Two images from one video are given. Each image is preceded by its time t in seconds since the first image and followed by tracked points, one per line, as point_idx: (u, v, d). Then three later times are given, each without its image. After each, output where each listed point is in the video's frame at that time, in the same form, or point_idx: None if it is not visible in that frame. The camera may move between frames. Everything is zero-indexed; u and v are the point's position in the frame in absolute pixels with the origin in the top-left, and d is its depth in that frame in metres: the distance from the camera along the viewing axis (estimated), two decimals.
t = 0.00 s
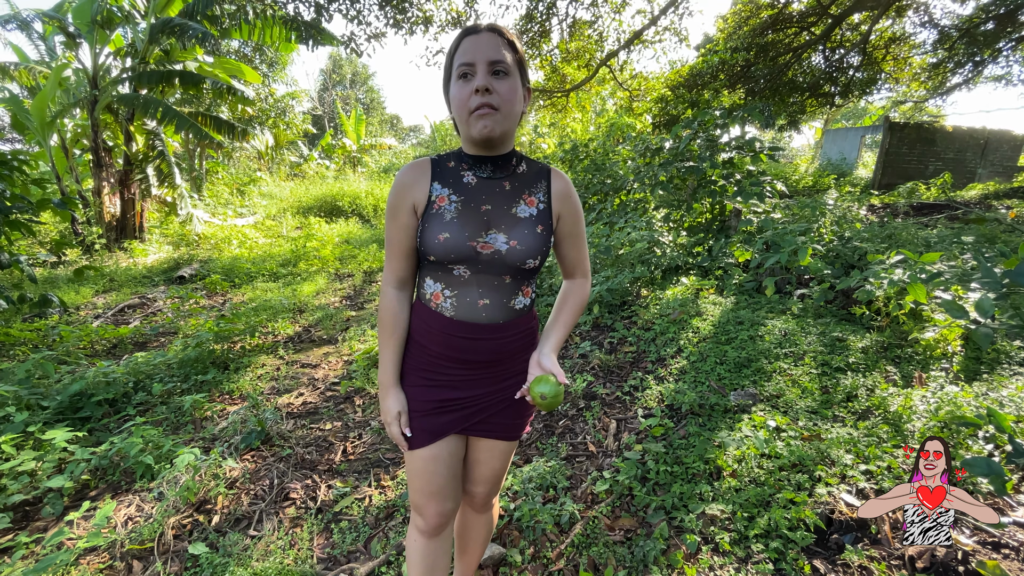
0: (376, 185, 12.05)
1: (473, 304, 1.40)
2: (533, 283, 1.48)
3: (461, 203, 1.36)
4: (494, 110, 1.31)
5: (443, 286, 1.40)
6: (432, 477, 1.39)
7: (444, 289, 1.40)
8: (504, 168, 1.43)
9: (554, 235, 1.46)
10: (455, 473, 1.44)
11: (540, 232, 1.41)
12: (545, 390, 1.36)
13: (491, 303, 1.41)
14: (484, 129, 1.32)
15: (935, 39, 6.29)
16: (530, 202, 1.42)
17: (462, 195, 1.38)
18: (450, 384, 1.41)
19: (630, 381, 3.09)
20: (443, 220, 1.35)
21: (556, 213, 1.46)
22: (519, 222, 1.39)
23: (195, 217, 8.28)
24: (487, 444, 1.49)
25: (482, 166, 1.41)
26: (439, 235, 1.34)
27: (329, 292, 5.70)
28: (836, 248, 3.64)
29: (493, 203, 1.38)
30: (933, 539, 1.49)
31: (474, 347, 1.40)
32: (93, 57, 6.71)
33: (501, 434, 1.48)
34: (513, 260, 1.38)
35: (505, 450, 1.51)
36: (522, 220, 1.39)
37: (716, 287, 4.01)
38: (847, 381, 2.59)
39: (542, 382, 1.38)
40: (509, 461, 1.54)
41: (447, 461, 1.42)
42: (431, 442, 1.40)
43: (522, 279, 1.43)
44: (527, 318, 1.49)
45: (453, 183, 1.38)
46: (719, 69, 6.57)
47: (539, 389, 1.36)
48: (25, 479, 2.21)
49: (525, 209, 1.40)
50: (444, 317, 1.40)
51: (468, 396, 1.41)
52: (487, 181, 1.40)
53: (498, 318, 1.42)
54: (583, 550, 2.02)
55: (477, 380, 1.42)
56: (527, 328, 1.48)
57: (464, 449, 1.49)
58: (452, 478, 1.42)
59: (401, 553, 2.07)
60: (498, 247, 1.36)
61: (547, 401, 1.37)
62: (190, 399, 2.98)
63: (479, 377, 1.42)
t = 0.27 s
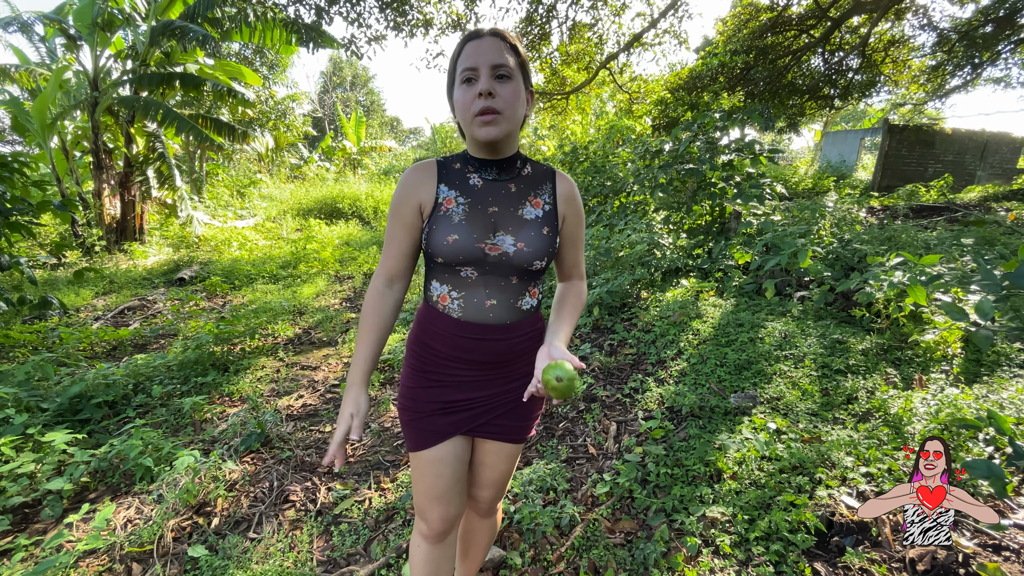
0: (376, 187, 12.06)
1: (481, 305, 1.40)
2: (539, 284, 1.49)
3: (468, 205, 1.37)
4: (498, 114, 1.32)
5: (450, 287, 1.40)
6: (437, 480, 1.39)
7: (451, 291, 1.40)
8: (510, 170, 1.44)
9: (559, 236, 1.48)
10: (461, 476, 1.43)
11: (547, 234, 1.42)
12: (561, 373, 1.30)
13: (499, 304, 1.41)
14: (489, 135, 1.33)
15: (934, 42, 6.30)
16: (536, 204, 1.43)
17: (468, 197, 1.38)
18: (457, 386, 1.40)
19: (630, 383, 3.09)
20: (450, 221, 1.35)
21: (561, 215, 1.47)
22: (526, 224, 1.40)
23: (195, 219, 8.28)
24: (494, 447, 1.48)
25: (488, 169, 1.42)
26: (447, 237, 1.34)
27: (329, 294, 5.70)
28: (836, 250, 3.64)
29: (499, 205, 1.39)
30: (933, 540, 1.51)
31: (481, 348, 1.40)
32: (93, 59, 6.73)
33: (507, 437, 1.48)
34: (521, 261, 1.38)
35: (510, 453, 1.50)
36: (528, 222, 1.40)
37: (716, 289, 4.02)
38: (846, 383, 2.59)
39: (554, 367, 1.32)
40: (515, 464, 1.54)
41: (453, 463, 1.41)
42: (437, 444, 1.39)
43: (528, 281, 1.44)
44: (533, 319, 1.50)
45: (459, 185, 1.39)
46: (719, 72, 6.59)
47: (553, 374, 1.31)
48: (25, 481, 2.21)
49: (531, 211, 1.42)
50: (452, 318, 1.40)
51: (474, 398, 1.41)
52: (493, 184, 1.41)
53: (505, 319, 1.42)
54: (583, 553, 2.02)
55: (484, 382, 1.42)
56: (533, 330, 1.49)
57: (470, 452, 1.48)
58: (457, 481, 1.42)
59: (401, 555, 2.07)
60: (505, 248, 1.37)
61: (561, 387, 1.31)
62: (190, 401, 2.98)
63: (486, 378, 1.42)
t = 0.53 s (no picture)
0: (376, 189, 12.08)
1: (485, 306, 1.40)
2: (543, 286, 1.50)
3: (473, 206, 1.37)
4: (508, 122, 1.34)
5: (454, 288, 1.40)
6: (439, 482, 1.38)
7: (455, 291, 1.40)
8: (514, 173, 1.45)
9: (562, 238, 1.48)
10: (463, 477, 1.43)
11: (551, 235, 1.43)
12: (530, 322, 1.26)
13: (502, 305, 1.41)
14: (502, 143, 1.35)
15: (933, 46, 6.32)
16: (540, 206, 1.43)
17: (473, 199, 1.38)
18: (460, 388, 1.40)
19: (630, 386, 3.09)
20: (456, 222, 1.35)
21: (564, 217, 1.48)
22: (530, 226, 1.41)
23: (195, 222, 8.29)
24: (495, 448, 1.49)
25: (492, 171, 1.43)
26: (452, 237, 1.35)
27: (328, 297, 5.70)
28: (835, 253, 3.65)
29: (504, 207, 1.40)
30: (933, 539, 1.52)
31: (484, 349, 1.40)
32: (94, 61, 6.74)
33: (508, 438, 1.48)
34: (525, 262, 1.39)
35: (511, 454, 1.51)
36: (532, 224, 1.41)
37: (715, 292, 4.03)
38: (846, 387, 2.59)
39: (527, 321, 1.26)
40: (515, 465, 1.54)
41: (455, 465, 1.41)
42: (439, 445, 1.39)
43: (532, 282, 1.44)
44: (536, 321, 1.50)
45: (464, 187, 1.39)
46: (718, 75, 6.62)
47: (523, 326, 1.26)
48: (23, 484, 2.21)
49: (535, 213, 1.42)
50: (455, 319, 1.40)
51: (477, 399, 1.41)
52: (498, 185, 1.41)
53: (509, 320, 1.42)
54: (583, 556, 2.02)
55: (487, 383, 1.41)
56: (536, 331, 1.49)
57: (471, 453, 1.48)
58: (459, 483, 1.41)
59: (401, 558, 2.06)
60: (509, 249, 1.38)
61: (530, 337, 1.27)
62: (189, 404, 2.98)
63: (489, 379, 1.42)
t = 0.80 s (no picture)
0: (376, 191, 12.09)
1: (487, 306, 1.40)
2: (544, 287, 1.50)
3: (475, 207, 1.38)
4: (503, 122, 1.34)
5: (457, 288, 1.40)
6: (440, 482, 1.38)
7: (457, 292, 1.40)
8: (516, 175, 1.45)
9: (564, 240, 1.49)
10: (463, 478, 1.43)
11: (553, 237, 1.43)
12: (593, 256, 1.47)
13: (504, 306, 1.41)
14: (496, 143, 1.35)
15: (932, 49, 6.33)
16: (542, 208, 1.44)
17: (476, 200, 1.39)
18: (461, 388, 1.40)
19: (630, 388, 3.09)
20: (458, 222, 1.36)
21: (566, 219, 1.48)
22: (532, 227, 1.41)
23: (195, 223, 8.29)
24: (496, 448, 1.49)
25: (495, 173, 1.44)
26: (455, 237, 1.35)
27: (328, 298, 5.70)
28: (834, 255, 3.66)
29: (506, 208, 1.40)
30: (933, 539, 1.51)
31: (485, 350, 1.40)
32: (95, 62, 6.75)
33: (509, 439, 1.48)
34: (527, 263, 1.39)
35: (512, 455, 1.51)
36: (534, 225, 1.41)
37: (715, 294, 4.03)
38: (846, 389, 2.59)
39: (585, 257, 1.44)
40: (516, 466, 1.54)
41: (455, 466, 1.41)
42: (440, 446, 1.39)
43: (534, 283, 1.44)
44: (537, 322, 1.51)
45: (467, 188, 1.40)
46: (718, 78, 6.64)
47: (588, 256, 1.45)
48: (22, 485, 2.20)
49: (537, 214, 1.43)
50: (457, 319, 1.40)
51: (478, 400, 1.41)
52: (500, 187, 1.42)
53: (510, 321, 1.42)
54: (583, 558, 2.01)
55: (488, 383, 1.42)
56: (537, 332, 1.50)
57: (472, 454, 1.48)
58: (460, 484, 1.41)
59: (401, 559, 2.06)
60: (512, 250, 1.38)
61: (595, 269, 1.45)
62: (189, 405, 2.97)
63: (490, 380, 1.42)
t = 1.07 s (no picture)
0: (375, 191, 12.08)
1: (486, 306, 1.40)
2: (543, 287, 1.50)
3: (475, 208, 1.38)
4: (508, 119, 1.34)
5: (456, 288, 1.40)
6: (439, 482, 1.38)
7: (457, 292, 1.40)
8: (516, 175, 1.45)
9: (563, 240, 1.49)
10: (462, 477, 1.43)
11: (553, 237, 1.43)
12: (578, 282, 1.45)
13: (504, 306, 1.41)
14: (502, 140, 1.35)
15: (931, 51, 6.34)
16: (542, 208, 1.44)
17: (476, 200, 1.39)
18: (460, 387, 1.40)
19: (629, 388, 3.09)
20: (458, 223, 1.36)
21: (566, 219, 1.49)
22: (532, 227, 1.41)
23: (195, 222, 8.28)
24: (495, 448, 1.49)
25: (495, 173, 1.43)
26: (455, 238, 1.35)
27: (327, 298, 5.70)
28: (834, 256, 3.66)
29: (506, 208, 1.40)
30: (932, 539, 1.50)
31: (485, 350, 1.40)
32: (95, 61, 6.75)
33: (508, 438, 1.48)
34: (527, 264, 1.39)
35: (511, 454, 1.51)
36: (534, 226, 1.41)
37: (715, 295, 4.03)
38: (845, 389, 2.59)
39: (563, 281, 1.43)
40: (515, 465, 1.54)
41: (454, 466, 1.41)
42: (439, 446, 1.39)
43: (534, 283, 1.44)
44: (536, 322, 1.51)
45: (467, 188, 1.40)
46: (718, 79, 6.65)
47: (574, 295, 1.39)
48: (20, 483, 2.20)
49: (537, 214, 1.43)
50: (457, 319, 1.40)
51: (477, 399, 1.41)
52: (501, 187, 1.42)
53: (510, 320, 1.43)
54: (582, 557, 2.01)
55: (487, 383, 1.42)
56: (536, 331, 1.50)
57: (471, 454, 1.48)
58: (459, 484, 1.41)
59: (400, 559, 2.06)
60: (512, 251, 1.38)
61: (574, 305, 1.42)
62: (188, 404, 2.97)
63: (489, 379, 1.42)
